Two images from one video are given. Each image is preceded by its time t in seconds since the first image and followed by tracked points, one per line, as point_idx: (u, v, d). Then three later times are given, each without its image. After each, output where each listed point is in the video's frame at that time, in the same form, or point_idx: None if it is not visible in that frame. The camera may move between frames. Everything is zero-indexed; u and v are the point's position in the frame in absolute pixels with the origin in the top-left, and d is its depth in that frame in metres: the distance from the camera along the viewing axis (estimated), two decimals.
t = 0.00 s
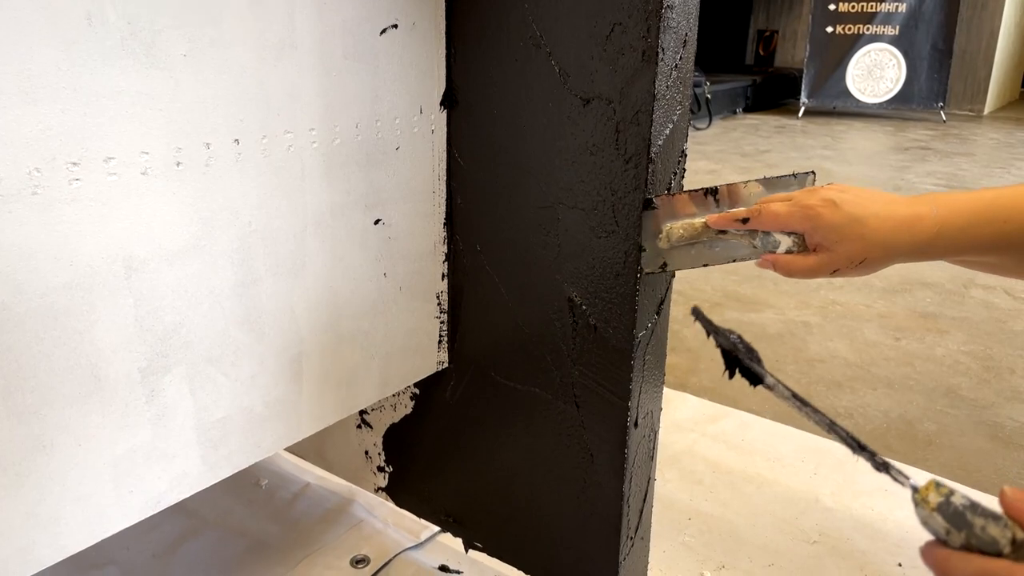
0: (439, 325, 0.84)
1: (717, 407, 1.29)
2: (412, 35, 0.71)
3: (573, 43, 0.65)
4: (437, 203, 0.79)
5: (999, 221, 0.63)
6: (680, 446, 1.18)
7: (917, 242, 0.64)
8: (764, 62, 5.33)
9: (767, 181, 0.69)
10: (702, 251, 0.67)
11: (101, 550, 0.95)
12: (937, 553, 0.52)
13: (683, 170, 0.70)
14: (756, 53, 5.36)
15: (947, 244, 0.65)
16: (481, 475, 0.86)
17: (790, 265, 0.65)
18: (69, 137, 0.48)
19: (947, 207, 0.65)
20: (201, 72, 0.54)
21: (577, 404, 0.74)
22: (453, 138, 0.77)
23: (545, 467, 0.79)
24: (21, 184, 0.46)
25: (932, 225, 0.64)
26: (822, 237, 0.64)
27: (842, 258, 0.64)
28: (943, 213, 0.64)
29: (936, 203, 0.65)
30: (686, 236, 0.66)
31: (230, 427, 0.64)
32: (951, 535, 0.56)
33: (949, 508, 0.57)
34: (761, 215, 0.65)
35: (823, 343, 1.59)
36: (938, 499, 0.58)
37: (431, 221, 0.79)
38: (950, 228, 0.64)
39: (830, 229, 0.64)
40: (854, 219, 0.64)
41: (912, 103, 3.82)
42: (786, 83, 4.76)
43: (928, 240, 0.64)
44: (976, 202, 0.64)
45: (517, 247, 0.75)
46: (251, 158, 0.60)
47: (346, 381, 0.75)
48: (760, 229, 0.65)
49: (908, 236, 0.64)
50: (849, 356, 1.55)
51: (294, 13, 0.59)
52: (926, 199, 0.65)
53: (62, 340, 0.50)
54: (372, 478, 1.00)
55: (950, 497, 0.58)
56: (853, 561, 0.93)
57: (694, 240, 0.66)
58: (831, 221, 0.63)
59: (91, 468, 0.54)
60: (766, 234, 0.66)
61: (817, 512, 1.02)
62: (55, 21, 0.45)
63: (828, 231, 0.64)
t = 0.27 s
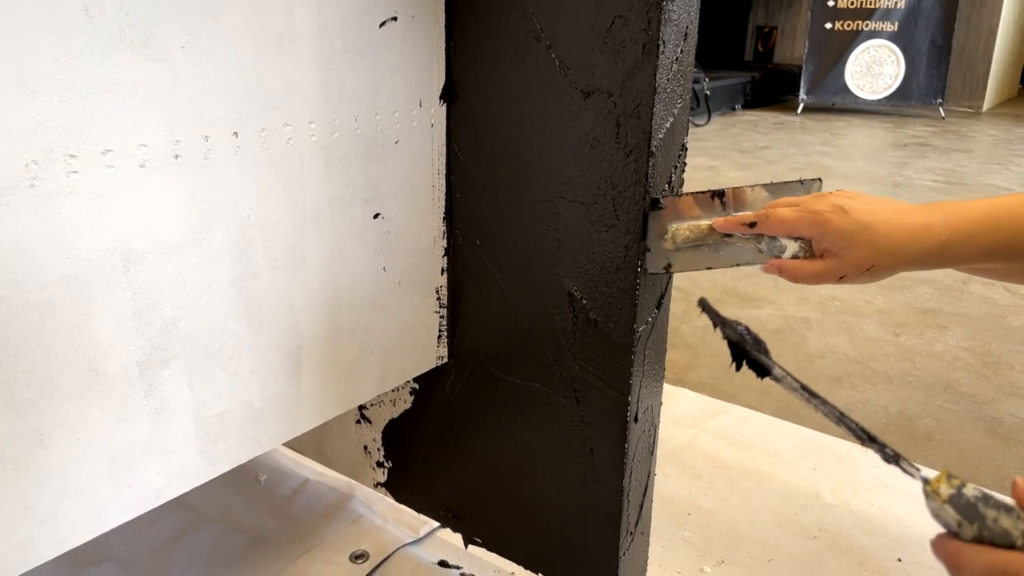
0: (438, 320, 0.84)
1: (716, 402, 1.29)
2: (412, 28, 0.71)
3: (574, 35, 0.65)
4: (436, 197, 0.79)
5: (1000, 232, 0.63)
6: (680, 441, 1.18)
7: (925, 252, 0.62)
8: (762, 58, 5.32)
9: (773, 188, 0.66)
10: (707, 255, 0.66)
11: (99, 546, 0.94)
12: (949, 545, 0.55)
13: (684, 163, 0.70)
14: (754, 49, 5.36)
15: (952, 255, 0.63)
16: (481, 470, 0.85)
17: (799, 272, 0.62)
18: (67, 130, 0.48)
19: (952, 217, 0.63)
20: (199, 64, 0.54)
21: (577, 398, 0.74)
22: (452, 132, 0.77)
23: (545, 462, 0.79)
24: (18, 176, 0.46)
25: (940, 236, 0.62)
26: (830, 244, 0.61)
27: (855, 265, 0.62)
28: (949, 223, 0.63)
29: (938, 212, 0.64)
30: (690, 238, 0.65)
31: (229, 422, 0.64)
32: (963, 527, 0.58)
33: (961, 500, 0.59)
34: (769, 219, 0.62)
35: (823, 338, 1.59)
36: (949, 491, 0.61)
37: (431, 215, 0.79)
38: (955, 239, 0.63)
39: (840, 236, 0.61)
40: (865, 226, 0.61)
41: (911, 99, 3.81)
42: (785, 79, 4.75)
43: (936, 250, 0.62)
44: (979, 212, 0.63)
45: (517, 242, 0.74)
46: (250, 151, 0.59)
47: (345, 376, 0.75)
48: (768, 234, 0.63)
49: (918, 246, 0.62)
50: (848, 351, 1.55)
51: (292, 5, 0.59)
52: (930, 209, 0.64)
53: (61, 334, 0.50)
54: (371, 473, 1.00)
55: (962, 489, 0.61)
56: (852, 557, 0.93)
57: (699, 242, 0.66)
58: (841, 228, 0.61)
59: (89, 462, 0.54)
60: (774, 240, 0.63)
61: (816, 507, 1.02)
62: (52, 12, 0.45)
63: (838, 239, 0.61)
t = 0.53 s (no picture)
0: (436, 314, 0.83)
1: (715, 397, 1.29)
2: (409, 21, 0.70)
3: (571, 28, 0.65)
4: (434, 191, 0.79)
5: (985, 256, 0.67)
6: (678, 437, 1.18)
7: (913, 280, 0.67)
8: (761, 54, 5.32)
9: (767, 213, 0.68)
10: (700, 278, 0.67)
11: (96, 541, 0.94)
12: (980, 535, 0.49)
13: (682, 157, 0.70)
14: (753, 46, 5.35)
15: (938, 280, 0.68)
16: (479, 465, 0.85)
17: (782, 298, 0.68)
18: (62, 122, 0.47)
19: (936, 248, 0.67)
20: (194, 56, 0.54)
21: (575, 393, 0.74)
22: (450, 125, 0.77)
23: (543, 457, 0.79)
24: (12, 168, 0.46)
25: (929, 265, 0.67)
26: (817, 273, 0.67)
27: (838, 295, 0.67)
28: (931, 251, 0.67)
29: (923, 242, 0.68)
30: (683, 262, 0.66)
31: (225, 416, 0.64)
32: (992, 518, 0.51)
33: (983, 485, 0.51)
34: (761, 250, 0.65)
35: (821, 334, 1.59)
36: (973, 485, 0.76)
37: (429, 210, 0.79)
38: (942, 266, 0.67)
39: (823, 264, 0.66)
40: (852, 255, 0.66)
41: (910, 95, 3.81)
42: (783, 76, 4.75)
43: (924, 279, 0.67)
44: (961, 239, 0.68)
45: (515, 236, 0.74)
46: (246, 144, 0.59)
47: (342, 371, 0.74)
48: (758, 261, 0.66)
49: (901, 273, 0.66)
50: (847, 347, 1.55)
51: None
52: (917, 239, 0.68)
53: (56, 327, 0.50)
54: (369, 469, 0.99)
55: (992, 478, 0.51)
56: (850, 551, 0.93)
57: (692, 265, 0.67)
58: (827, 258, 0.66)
59: (85, 456, 0.54)
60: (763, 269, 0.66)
61: (814, 502, 1.02)
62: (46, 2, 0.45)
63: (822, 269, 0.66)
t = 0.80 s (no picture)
0: (435, 309, 0.83)
1: (714, 393, 1.29)
2: (408, 14, 0.70)
3: (571, 22, 0.64)
4: (433, 186, 0.78)
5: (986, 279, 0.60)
6: (677, 432, 1.18)
7: (907, 307, 0.60)
8: (760, 51, 5.31)
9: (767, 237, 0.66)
10: (695, 302, 0.66)
11: (94, 536, 0.94)
12: (993, 530, 0.46)
13: (682, 152, 0.70)
14: (752, 42, 5.34)
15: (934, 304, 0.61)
16: (478, 460, 0.85)
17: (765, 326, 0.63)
18: (60, 115, 0.47)
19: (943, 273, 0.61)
20: (193, 50, 0.53)
21: (575, 388, 0.74)
22: (449, 120, 0.76)
23: (543, 452, 0.79)
24: (10, 160, 0.45)
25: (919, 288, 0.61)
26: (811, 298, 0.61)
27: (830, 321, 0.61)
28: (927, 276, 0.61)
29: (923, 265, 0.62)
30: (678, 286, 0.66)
31: (225, 410, 0.64)
32: (1008, 512, 0.46)
33: (1009, 483, 0.46)
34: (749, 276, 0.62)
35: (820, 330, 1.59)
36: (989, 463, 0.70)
37: (428, 205, 0.79)
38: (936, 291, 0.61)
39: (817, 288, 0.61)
40: (843, 282, 0.60)
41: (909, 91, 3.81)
42: (782, 72, 4.74)
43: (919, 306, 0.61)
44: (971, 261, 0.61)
45: (514, 231, 0.74)
46: (245, 138, 0.59)
47: (341, 366, 0.74)
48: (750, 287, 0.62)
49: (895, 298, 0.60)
50: (846, 343, 1.55)
51: None
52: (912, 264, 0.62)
53: (55, 321, 0.50)
54: (368, 464, 0.99)
55: (1011, 470, 0.47)
56: (849, 547, 0.93)
57: (685, 289, 0.65)
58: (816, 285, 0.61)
59: (84, 450, 0.54)
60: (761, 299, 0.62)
61: (813, 498, 1.02)
62: None
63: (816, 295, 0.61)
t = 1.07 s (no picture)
0: (435, 305, 0.83)
1: (713, 389, 1.29)
2: (408, 9, 0.70)
3: (571, 18, 0.64)
4: (433, 181, 0.78)
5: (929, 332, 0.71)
6: (676, 429, 1.18)
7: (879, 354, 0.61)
8: (759, 47, 5.31)
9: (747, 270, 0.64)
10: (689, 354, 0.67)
11: (93, 532, 0.94)
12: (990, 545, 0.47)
13: (682, 147, 0.70)
14: (752, 39, 5.34)
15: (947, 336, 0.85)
16: (478, 456, 0.85)
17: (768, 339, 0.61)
18: (60, 110, 0.47)
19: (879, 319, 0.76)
20: (192, 45, 0.53)
21: (575, 384, 0.74)
22: (449, 116, 0.76)
23: (543, 448, 0.79)
24: (10, 155, 0.45)
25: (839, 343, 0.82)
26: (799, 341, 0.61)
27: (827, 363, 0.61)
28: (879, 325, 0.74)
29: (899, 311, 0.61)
30: (703, 357, 0.82)
31: (225, 406, 0.64)
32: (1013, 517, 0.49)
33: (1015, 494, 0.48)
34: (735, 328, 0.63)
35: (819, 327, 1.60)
36: (999, 467, 0.74)
37: (427, 200, 0.79)
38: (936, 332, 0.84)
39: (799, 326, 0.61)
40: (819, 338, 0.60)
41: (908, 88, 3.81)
42: (781, 68, 4.74)
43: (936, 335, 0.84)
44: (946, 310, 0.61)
45: (514, 227, 0.74)
46: (245, 133, 0.59)
47: (341, 361, 0.74)
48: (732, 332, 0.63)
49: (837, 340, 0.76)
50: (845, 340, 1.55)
51: None
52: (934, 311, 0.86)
53: (54, 316, 0.50)
54: (367, 460, 0.99)
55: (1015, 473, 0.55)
56: (848, 542, 0.94)
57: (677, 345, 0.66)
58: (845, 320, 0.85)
59: (84, 446, 0.54)
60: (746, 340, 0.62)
61: (813, 493, 1.03)
62: None
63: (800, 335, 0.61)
